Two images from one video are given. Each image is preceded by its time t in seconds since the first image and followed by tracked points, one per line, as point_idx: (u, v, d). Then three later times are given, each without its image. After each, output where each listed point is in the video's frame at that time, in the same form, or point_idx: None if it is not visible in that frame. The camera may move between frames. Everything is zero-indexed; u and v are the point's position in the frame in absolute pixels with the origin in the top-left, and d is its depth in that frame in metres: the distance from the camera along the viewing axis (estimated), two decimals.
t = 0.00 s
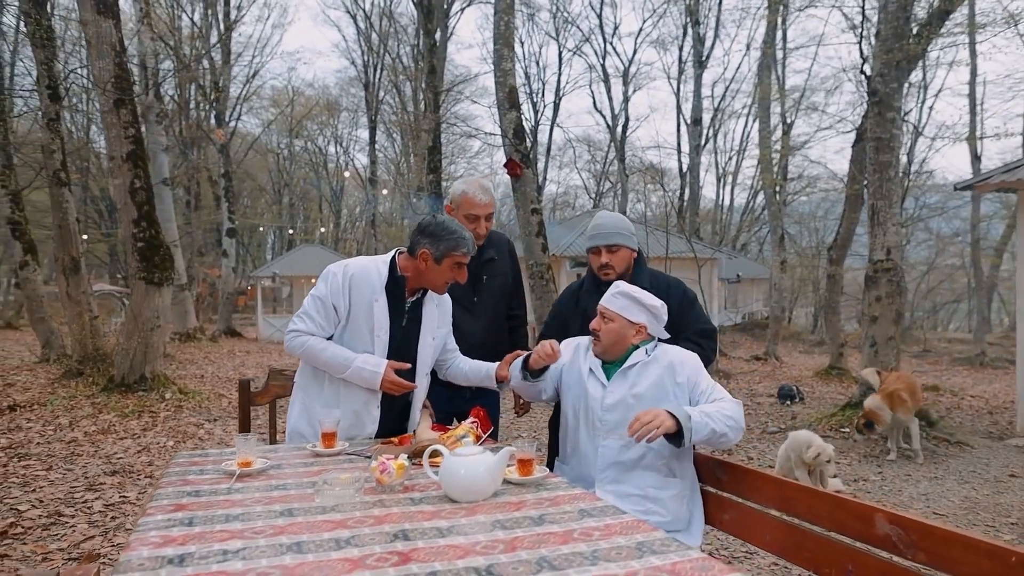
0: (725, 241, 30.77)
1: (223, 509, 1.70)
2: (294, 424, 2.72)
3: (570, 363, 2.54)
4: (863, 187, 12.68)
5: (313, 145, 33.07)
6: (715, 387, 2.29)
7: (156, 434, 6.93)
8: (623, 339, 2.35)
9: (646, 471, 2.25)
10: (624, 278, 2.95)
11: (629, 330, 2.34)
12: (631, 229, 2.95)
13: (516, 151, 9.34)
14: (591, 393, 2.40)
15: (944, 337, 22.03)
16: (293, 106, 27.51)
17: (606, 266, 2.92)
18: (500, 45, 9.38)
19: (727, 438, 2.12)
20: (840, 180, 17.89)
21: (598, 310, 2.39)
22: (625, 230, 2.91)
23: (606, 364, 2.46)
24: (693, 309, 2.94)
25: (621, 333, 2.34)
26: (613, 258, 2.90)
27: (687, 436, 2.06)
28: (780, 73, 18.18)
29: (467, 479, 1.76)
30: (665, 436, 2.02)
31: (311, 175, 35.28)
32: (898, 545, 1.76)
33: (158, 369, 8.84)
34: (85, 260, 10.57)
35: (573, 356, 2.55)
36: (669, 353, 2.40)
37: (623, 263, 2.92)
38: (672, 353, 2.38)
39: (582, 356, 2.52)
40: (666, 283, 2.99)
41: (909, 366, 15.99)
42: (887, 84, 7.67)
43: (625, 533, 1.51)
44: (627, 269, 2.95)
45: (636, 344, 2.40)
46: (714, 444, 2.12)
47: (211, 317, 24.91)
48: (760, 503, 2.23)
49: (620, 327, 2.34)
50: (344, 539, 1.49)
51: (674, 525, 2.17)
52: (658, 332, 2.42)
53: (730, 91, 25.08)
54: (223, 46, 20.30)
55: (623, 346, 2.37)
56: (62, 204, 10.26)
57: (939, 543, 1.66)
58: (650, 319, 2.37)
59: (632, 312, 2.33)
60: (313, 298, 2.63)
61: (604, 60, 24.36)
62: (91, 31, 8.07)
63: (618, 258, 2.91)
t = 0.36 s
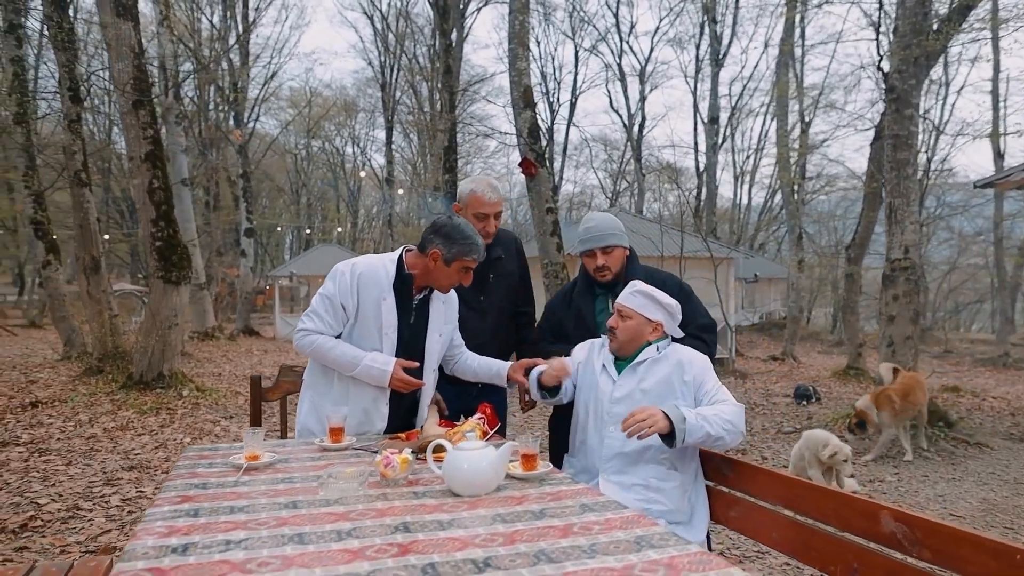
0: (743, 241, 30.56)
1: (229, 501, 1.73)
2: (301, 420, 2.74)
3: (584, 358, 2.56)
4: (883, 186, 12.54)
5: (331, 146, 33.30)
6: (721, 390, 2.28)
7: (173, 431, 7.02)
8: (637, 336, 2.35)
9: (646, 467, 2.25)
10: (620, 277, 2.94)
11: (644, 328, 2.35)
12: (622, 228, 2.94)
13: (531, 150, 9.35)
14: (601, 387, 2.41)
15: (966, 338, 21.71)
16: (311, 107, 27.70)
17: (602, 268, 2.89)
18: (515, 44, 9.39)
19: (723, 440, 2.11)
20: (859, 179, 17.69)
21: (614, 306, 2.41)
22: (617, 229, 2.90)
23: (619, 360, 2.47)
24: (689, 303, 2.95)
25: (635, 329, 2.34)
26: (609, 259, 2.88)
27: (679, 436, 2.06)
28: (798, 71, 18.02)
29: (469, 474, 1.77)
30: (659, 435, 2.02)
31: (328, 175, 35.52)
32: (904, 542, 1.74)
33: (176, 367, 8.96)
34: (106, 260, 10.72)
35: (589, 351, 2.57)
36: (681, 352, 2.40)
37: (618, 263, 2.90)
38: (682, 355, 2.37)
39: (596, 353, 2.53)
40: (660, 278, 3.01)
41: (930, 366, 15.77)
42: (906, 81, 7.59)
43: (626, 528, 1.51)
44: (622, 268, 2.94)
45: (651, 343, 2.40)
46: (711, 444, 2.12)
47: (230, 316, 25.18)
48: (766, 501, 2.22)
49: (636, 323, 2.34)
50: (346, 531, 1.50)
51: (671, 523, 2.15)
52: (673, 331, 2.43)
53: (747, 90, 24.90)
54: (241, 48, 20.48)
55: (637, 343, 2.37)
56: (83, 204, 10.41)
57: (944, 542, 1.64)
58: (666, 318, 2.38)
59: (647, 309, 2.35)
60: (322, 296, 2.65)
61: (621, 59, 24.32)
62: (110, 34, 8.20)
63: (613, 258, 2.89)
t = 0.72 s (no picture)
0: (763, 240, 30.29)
1: (237, 496, 1.77)
2: (313, 418, 2.79)
3: (581, 359, 2.57)
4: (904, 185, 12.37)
5: (350, 146, 33.54)
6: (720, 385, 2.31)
7: (192, 429, 7.13)
8: (633, 334, 2.38)
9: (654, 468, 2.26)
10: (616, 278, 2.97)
11: (638, 326, 2.38)
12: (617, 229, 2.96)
13: (547, 150, 9.36)
14: (600, 387, 2.42)
15: (992, 339, 21.33)
16: (330, 108, 27.92)
17: (597, 268, 2.91)
18: (532, 44, 9.40)
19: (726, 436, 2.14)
20: (880, 178, 17.47)
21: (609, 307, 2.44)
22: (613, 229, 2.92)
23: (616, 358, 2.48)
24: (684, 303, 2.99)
25: (632, 328, 2.38)
26: (603, 259, 2.90)
27: (688, 440, 2.08)
28: (818, 69, 17.86)
29: (473, 471, 1.79)
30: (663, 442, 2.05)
31: (347, 175, 35.76)
32: (906, 543, 1.75)
33: (196, 365, 9.10)
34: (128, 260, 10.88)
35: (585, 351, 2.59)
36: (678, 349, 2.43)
37: (613, 263, 2.92)
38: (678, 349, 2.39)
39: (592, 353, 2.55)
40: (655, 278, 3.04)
41: (954, 368, 15.52)
42: (925, 78, 7.49)
43: (625, 525, 1.53)
44: (617, 268, 2.96)
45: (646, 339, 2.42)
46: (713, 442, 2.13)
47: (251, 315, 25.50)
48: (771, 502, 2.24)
49: (630, 321, 2.38)
50: (349, 526, 1.54)
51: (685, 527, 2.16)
52: (666, 328, 2.46)
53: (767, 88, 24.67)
54: (261, 51, 20.70)
55: (632, 341, 2.40)
56: (106, 206, 10.58)
57: (947, 542, 1.64)
58: (659, 316, 2.42)
59: (640, 306, 2.37)
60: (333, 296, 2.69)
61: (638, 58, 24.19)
62: (132, 37, 8.34)
63: (608, 258, 2.91)
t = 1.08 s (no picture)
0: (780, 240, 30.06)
1: (244, 493, 1.81)
2: (317, 422, 2.81)
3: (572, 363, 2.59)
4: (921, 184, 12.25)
5: (366, 147, 33.74)
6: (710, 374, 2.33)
7: (208, 427, 7.23)
8: (623, 342, 2.39)
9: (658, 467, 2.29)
10: (623, 275, 3.02)
11: (628, 335, 2.39)
12: (626, 227, 3.00)
13: (561, 150, 9.38)
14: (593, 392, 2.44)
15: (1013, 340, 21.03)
16: (346, 109, 28.11)
17: (600, 265, 2.96)
18: (545, 44, 9.43)
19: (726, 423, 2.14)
20: (898, 177, 17.30)
21: (594, 315, 2.42)
22: (622, 226, 2.96)
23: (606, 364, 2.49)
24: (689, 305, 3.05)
25: (622, 334, 2.38)
26: (607, 257, 2.95)
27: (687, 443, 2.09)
28: (835, 67, 17.72)
29: (476, 470, 1.83)
30: (680, 454, 2.02)
31: (363, 176, 35.98)
32: (905, 544, 1.75)
33: (213, 365, 9.22)
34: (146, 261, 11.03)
35: (576, 353, 2.61)
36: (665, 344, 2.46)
37: (619, 259, 2.97)
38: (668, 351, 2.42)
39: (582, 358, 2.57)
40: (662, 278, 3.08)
41: (973, 369, 15.33)
42: (940, 77, 7.42)
43: (622, 525, 1.55)
44: (622, 268, 3.00)
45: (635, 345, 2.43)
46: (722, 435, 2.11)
47: (268, 315, 25.72)
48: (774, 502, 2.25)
49: (619, 330, 2.37)
50: (352, 523, 1.57)
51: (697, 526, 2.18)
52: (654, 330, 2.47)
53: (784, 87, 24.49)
54: (278, 52, 20.90)
55: (622, 348, 2.41)
56: (124, 207, 10.74)
57: (946, 544, 1.65)
58: (647, 321, 2.42)
59: (627, 316, 2.36)
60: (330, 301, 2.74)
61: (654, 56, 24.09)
62: (149, 41, 8.48)
63: (612, 258, 2.96)
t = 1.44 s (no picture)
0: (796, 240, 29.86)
1: (252, 493, 1.86)
2: (332, 421, 2.87)
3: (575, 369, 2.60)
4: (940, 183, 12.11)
5: (381, 147, 33.92)
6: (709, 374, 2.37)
7: (223, 426, 7.33)
8: (629, 350, 2.40)
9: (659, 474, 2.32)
10: (675, 284, 3.02)
11: (632, 343, 2.39)
12: (687, 235, 3.02)
13: (574, 151, 9.40)
14: (594, 395, 2.47)
15: None
16: (362, 110, 28.28)
17: (658, 268, 2.98)
18: (559, 45, 9.44)
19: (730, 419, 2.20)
20: (917, 176, 17.11)
21: (595, 322, 2.42)
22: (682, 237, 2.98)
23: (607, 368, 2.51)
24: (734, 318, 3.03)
25: (625, 342, 2.38)
26: (665, 261, 2.96)
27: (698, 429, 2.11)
28: (851, 66, 17.57)
29: (479, 471, 1.85)
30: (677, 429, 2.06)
31: (379, 176, 36.13)
32: (905, 548, 1.75)
33: (228, 364, 9.34)
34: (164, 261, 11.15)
35: (578, 357, 2.62)
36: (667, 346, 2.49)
37: (674, 268, 2.98)
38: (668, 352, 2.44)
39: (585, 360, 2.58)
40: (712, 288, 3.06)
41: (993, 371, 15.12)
42: (957, 76, 7.34)
43: (619, 526, 1.58)
44: (679, 273, 3.01)
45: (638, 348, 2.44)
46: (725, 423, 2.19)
47: (284, 315, 25.94)
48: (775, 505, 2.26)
49: (622, 338, 2.38)
50: (355, 522, 1.61)
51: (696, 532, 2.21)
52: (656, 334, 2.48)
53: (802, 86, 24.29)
54: (295, 54, 21.08)
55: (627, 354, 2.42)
56: (143, 209, 10.88)
57: (944, 548, 1.65)
58: (648, 324, 2.42)
59: (627, 324, 2.37)
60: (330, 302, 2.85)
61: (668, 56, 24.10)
62: (167, 45, 8.61)
63: (671, 261, 2.98)
